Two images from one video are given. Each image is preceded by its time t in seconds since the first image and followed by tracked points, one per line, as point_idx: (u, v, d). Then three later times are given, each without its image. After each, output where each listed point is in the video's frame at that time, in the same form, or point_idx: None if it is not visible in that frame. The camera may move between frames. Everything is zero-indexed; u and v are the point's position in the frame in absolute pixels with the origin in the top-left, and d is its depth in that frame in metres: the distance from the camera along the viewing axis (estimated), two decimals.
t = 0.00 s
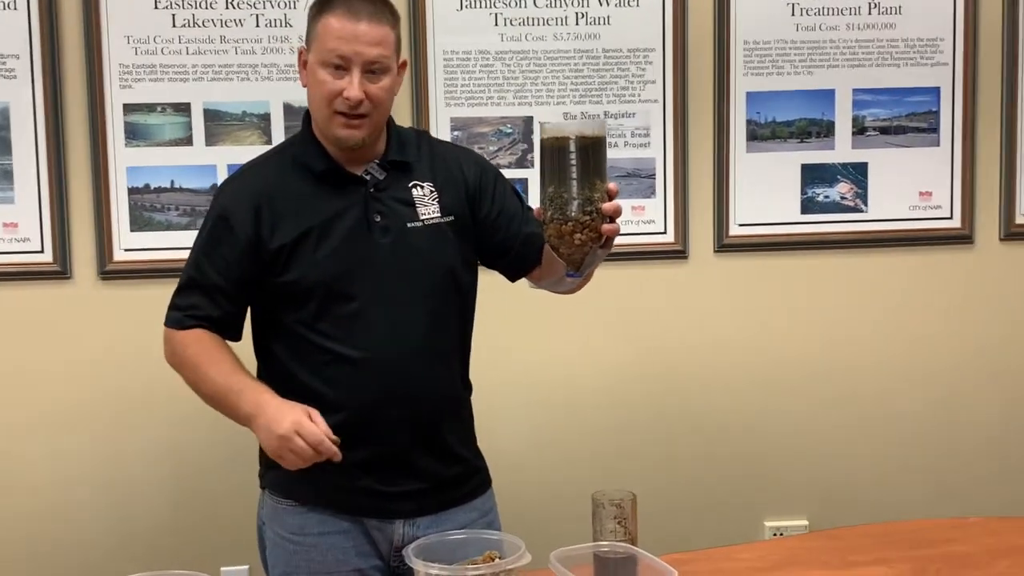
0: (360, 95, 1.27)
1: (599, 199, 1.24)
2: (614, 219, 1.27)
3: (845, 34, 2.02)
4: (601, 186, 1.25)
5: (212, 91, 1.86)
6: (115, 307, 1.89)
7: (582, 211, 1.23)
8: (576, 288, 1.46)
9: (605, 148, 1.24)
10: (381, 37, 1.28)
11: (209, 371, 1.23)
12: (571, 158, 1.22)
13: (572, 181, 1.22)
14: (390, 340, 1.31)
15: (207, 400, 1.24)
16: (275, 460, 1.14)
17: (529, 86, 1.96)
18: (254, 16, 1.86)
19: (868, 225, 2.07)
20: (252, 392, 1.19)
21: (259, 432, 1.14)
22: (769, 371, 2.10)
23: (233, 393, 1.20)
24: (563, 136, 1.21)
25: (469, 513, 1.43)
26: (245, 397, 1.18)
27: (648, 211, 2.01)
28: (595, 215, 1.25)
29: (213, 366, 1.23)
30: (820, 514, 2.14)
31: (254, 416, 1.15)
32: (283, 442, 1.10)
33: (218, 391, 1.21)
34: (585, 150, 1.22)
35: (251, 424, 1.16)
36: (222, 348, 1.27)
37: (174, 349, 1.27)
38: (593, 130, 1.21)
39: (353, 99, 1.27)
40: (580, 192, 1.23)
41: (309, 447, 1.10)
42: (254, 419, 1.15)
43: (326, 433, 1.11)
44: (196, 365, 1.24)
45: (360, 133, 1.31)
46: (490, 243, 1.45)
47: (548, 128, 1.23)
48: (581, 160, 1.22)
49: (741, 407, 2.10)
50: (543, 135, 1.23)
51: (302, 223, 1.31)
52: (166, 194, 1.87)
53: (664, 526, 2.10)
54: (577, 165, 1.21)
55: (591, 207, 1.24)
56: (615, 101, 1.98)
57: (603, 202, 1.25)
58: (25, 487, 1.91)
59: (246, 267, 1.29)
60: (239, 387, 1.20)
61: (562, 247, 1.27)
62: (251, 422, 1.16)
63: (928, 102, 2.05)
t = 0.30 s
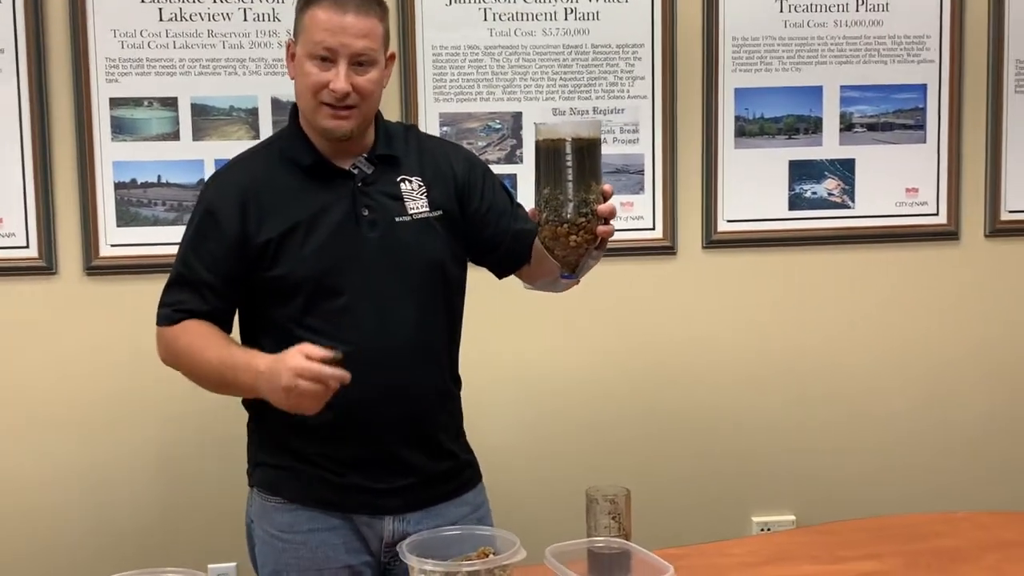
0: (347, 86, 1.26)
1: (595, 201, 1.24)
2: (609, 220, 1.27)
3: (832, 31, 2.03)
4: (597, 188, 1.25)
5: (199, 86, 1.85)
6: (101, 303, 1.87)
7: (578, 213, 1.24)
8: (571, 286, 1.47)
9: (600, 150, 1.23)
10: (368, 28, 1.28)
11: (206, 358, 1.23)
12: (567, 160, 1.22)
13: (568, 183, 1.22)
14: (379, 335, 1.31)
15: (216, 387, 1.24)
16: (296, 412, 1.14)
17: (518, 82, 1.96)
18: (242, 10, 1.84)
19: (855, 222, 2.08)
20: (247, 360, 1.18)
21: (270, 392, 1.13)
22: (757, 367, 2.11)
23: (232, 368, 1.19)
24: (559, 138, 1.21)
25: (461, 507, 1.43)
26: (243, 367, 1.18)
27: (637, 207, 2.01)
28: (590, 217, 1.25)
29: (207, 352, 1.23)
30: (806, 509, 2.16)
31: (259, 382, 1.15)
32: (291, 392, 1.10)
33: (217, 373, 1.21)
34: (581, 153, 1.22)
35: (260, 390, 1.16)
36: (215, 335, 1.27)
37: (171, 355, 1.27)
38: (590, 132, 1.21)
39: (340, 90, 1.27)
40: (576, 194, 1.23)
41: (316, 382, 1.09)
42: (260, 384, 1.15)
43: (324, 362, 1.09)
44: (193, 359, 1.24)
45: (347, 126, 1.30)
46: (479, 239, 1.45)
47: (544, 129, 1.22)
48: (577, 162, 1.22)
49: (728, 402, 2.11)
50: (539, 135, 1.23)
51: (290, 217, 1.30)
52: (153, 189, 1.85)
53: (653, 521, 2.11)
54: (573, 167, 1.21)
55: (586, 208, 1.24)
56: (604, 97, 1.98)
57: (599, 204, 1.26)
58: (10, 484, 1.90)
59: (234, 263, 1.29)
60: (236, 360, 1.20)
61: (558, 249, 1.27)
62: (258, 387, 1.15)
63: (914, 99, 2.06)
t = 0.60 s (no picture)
0: (344, 73, 1.26)
1: (593, 198, 1.24)
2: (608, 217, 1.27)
3: (827, 28, 2.03)
4: (595, 185, 1.24)
5: (194, 79, 1.84)
6: (94, 296, 1.86)
7: (576, 210, 1.23)
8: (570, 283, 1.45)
9: (601, 146, 1.23)
10: (366, 15, 1.28)
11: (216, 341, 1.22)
12: (566, 156, 1.21)
13: (567, 180, 1.22)
14: (380, 326, 1.31)
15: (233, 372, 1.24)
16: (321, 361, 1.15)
17: (514, 78, 1.95)
18: (237, 3, 1.83)
19: (848, 220, 2.09)
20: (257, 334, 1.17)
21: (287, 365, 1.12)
22: (750, 363, 2.12)
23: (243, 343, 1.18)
24: (559, 134, 1.20)
25: (468, 499, 1.43)
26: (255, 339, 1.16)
27: (631, 203, 2.01)
28: (589, 214, 1.24)
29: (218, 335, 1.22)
30: (798, 505, 2.17)
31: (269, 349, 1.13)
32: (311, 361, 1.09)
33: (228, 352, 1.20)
34: (580, 149, 1.21)
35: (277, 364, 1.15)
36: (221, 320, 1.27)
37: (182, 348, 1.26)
38: (590, 128, 1.20)
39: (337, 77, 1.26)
40: (575, 191, 1.22)
41: (328, 342, 1.08)
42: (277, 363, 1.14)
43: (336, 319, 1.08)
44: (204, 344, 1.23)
45: (345, 114, 1.29)
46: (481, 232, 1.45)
47: (543, 125, 1.22)
48: (577, 158, 1.21)
49: (722, 399, 2.12)
50: (538, 131, 1.22)
51: (291, 208, 1.30)
52: (146, 182, 1.85)
53: (646, 517, 2.11)
54: (572, 163, 1.21)
55: (585, 205, 1.23)
56: (599, 93, 1.98)
57: (598, 201, 1.25)
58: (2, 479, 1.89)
59: (236, 254, 1.28)
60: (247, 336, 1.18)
61: (556, 246, 1.26)
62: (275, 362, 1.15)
63: (909, 97, 2.07)
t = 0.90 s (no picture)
0: (356, 65, 1.26)
1: (596, 201, 1.24)
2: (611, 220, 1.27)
3: (822, 30, 2.04)
4: (599, 187, 1.24)
5: (190, 77, 1.84)
6: (89, 294, 1.86)
7: (578, 212, 1.24)
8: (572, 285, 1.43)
9: (605, 149, 1.23)
10: (377, 8, 1.28)
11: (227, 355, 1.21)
12: (569, 158, 1.21)
13: (570, 182, 1.22)
14: (399, 318, 1.32)
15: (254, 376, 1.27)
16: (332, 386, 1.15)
17: (510, 78, 1.95)
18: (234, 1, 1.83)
19: (843, 221, 2.10)
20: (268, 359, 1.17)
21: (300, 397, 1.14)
22: (745, 364, 2.13)
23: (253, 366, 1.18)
24: (562, 136, 1.20)
25: (491, 496, 1.44)
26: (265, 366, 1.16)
27: (626, 203, 2.02)
28: (590, 216, 1.25)
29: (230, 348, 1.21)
30: (791, 506, 2.18)
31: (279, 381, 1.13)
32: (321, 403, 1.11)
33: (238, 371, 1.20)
34: (584, 152, 1.21)
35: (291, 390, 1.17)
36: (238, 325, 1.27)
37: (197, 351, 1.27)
38: (594, 131, 1.20)
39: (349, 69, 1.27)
40: (577, 193, 1.22)
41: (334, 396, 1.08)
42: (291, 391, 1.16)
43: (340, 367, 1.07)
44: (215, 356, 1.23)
45: (357, 106, 1.30)
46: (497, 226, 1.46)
47: (547, 127, 1.22)
48: (580, 160, 1.21)
49: (716, 399, 2.12)
50: (543, 133, 1.22)
51: (308, 204, 1.31)
52: (141, 180, 1.84)
53: (640, 516, 2.12)
54: (574, 166, 1.21)
55: (586, 208, 1.24)
56: (595, 93, 1.98)
57: (600, 204, 1.25)
58: None
59: (256, 251, 1.29)
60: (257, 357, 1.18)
61: (558, 247, 1.27)
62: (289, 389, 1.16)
63: (903, 100, 2.08)
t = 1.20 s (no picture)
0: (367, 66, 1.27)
1: (598, 209, 1.24)
2: (615, 229, 1.27)
3: (819, 34, 2.05)
4: (601, 196, 1.24)
5: (188, 78, 1.84)
6: (86, 295, 1.86)
7: (581, 220, 1.23)
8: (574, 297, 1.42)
9: (608, 159, 1.23)
10: (388, 9, 1.29)
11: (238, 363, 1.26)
12: (571, 166, 1.22)
13: (572, 190, 1.22)
14: (411, 318, 1.32)
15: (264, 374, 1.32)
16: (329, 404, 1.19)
17: (508, 80, 1.96)
18: (232, 2, 1.83)
19: (840, 225, 2.10)
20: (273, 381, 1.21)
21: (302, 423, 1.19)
22: (741, 367, 2.13)
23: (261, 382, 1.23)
24: (564, 145, 1.20)
25: (506, 496, 1.45)
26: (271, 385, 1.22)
27: (624, 205, 2.02)
28: (594, 224, 1.25)
29: (241, 358, 1.26)
30: (787, 508, 2.18)
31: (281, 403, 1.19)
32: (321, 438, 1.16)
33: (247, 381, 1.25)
34: (586, 160, 1.21)
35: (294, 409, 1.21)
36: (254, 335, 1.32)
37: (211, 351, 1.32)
38: (596, 140, 1.20)
39: (360, 70, 1.27)
40: (579, 201, 1.23)
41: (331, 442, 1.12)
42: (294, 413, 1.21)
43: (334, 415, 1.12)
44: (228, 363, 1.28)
45: (368, 107, 1.30)
46: (508, 225, 1.46)
47: (549, 136, 1.22)
48: (582, 169, 1.22)
49: (712, 401, 2.13)
50: (545, 142, 1.23)
51: (319, 204, 1.32)
52: (139, 180, 1.84)
53: (636, 517, 2.12)
54: (576, 174, 1.21)
55: (589, 216, 1.23)
56: (593, 96, 1.99)
57: (604, 211, 1.25)
58: None
59: (268, 251, 1.31)
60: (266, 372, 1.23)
61: (561, 255, 1.27)
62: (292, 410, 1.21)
63: (900, 103, 2.08)
